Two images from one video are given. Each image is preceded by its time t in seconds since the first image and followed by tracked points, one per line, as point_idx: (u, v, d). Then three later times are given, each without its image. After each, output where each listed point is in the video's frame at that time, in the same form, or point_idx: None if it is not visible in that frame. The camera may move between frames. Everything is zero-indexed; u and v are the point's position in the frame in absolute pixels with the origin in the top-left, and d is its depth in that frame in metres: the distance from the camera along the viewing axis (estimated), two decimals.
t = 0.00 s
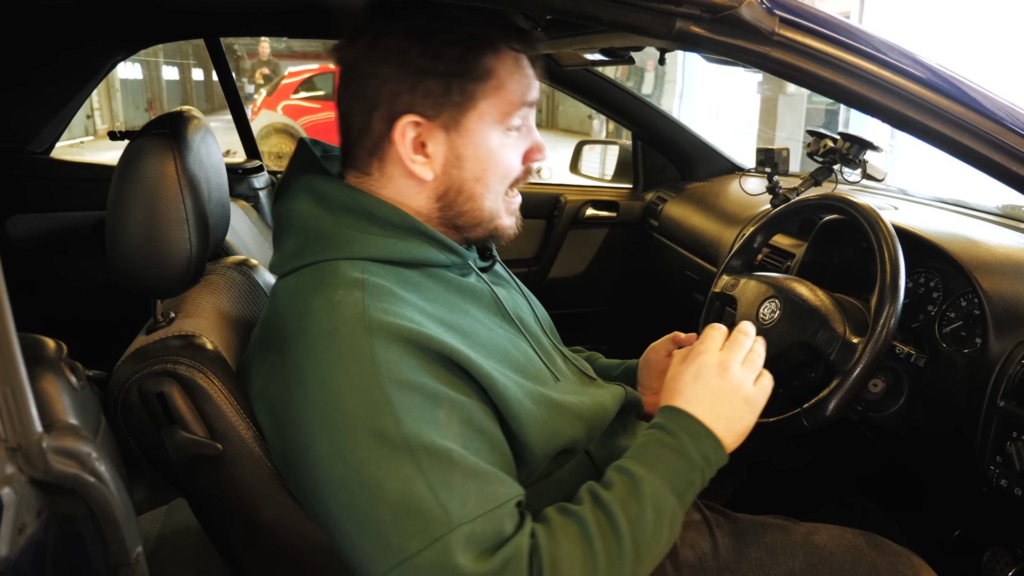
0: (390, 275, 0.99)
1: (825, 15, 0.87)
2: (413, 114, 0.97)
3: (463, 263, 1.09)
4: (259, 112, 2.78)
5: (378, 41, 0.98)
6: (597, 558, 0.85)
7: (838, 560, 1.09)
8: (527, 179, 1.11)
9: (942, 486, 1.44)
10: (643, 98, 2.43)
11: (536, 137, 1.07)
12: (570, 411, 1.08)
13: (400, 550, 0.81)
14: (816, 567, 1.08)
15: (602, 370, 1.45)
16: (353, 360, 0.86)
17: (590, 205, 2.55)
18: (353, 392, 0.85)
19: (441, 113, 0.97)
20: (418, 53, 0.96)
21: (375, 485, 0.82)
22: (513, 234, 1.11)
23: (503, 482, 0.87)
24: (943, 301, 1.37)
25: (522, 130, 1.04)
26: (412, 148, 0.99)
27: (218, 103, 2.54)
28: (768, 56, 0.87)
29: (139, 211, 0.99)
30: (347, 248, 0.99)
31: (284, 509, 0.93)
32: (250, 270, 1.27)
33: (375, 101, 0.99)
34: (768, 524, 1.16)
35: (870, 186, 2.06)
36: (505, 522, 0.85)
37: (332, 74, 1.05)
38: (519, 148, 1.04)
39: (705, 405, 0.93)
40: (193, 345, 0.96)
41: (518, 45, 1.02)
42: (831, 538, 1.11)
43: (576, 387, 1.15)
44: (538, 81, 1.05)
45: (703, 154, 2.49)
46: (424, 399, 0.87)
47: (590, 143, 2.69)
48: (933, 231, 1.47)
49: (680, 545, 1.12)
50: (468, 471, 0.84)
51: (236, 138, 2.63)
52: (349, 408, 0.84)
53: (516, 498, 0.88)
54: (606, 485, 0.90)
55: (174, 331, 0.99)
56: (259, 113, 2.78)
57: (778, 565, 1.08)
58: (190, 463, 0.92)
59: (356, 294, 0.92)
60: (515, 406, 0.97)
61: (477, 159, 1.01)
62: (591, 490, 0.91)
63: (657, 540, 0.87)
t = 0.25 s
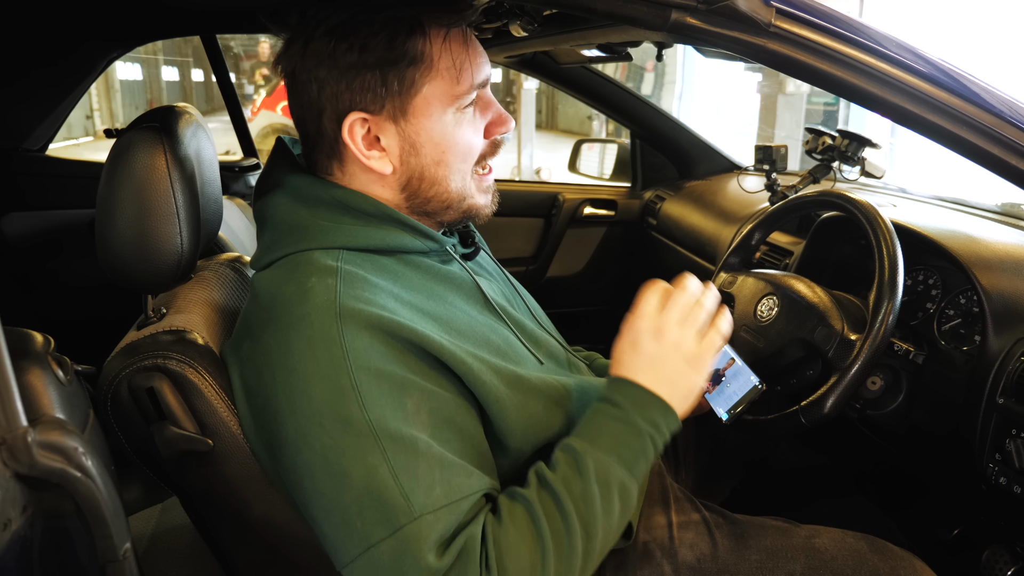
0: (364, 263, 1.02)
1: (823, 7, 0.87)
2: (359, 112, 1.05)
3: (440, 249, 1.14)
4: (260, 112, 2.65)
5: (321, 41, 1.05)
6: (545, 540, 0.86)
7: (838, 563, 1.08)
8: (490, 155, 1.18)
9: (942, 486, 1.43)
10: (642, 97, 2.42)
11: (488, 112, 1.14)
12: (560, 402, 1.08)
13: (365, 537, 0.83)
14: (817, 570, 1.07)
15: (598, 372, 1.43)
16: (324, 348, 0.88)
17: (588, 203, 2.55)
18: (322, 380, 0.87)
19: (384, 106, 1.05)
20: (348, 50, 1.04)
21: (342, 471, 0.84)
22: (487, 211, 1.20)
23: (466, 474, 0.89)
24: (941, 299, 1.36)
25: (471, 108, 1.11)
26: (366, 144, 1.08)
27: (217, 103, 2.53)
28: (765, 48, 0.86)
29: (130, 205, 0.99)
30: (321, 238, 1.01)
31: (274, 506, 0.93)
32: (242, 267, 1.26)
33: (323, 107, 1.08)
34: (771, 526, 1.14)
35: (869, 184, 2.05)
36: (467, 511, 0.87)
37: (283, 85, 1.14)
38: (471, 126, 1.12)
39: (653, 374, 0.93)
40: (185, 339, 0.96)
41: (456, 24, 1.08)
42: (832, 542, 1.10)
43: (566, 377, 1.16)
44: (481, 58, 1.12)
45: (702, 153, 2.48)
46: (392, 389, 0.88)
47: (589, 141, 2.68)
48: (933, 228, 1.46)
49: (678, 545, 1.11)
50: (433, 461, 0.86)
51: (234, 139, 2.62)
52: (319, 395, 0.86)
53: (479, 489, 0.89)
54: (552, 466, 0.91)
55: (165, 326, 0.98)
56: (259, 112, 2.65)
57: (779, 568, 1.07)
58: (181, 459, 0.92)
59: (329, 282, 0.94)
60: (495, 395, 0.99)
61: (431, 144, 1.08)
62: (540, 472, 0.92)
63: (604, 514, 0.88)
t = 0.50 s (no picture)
0: (365, 254, 1.02)
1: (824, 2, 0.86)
2: (359, 96, 1.04)
3: (439, 243, 1.13)
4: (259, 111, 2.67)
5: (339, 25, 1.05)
6: (553, 510, 0.88)
7: (837, 558, 1.07)
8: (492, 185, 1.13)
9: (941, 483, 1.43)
10: (642, 96, 2.42)
11: (498, 139, 1.09)
12: (557, 393, 1.08)
13: (377, 516, 0.83)
14: (815, 565, 1.07)
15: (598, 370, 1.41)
16: (329, 330, 0.88)
17: (587, 202, 2.54)
18: (327, 361, 0.87)
19: (384, 98, 1.03)
20: (368, 36, 1.02)
21: (348, 451, 0.84)
22: (477, 229, 1.14)
23: (471, 449, 0.90)
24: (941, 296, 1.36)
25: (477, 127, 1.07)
26: (359, 128, 1.06)
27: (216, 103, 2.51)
28: (765, 42, 0.86)
29: (125, 201, 0.98)
30: (318, 229, 1.01)
31: (272, 502, 0.92)
32: (239, 264, 1.26)
33: (331, 80, 1.07)
34: (769, 522, 1.14)
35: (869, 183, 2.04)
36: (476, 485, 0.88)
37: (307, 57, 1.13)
38: (473, 147, 1.07)
39: (629, 336, 0.98)
40: (181, 335, 0.95)
41: (490, 42, 1.06)
42: (830, 536, 1.10)
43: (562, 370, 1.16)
44: (503, 86, 1.08)
45: (701, 152, 2.48)
46: (398, 368, 0.89)
47: (589, 140, 2.62)
48: (932, 225, 1.46)
49: (676, 541, 1.11)
50: (440, 437, 0.87)
51: (234, 139, 2.60)
52: (325, 375, 0.86)
53: (485, 466, 0.91)
54: (549, 439, 0.94)
55: (161, 323, 0.97)
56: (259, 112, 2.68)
57: (777, 563, 1.07)
58: (177, 456, 0.91)
59: (331, 267, 0.95)
60: (494, 378, 1.00)
61: (422, 148, 1.05)
62: (537, 448, 0.94)
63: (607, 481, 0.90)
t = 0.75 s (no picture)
0: (356, 268, 1.03)
1: (821, 6, 0.86)
2: (298, 111, 1.09)
3: (431, 253, 1.14)
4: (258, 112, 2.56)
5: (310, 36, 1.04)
6: (533, 558, 0.85)
7: (836, 562, 1.07)
8: (457, 176, 1.07)
9: (940, 486, 1.43)
10: (642, 98, 2.42)
11: (449, 126, 1.05)
12: (550, 402, 1.08)
13: (345, 544, 0.82)
14: (814, 568, 1.06)
15: (598, 373, 1.40)
16: (313, 350, 0.88)
17: (586, 204, 2.54)
18: (308, 382, 0.86)
19: (320, 108, 1.07)
20: (297, 53, 1.07)
21: (323, 476, 0.83)
22: (447, 226, 1.09)
23: (452, 481, 0.87)
24: (940, 299, 1.36)
25: (415, 119, 1.05)
26: (309, 142, 1.10)
27: (215, 103, 2.50)
28: (764, 46, 0.86)
29: (124, 204, 0.98)
30: (304, 240, 1.02)
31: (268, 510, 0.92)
32: (238, 267, 1.26)
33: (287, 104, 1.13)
34: (768, 526, 1.14)
35: (867, 185, 2.04)
36: (452, 521, 0.85)
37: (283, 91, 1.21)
38: (413, 140, 1.04)
39: (661, 407, 0.94)
40: (179, 339, 0.95)
41: (414, 28, 1.04)
42: (829, 540, 1.10)
43: (559, 374, 1.16)
44: (436, 71, 1.05)
45: (700, 154, 2.48)
46: (379, 394, 0.88)
47: (587, 142, 2.63)
48: (932, 228, 1.45)
49: (675, 547, 1.11)
50: (417, 467, 0.85)
51: (232, 140, 2.60)
52: (304, 398, 0.86)
53: (468, 497, 0.88)
54: (553, 490, 0.90)
55: (159, 326, 0.97)
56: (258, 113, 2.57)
57: (776, 567, 1.07)
58: (174, 460, 0.91)
59: (323, 284, 0.94)
60: (484, 396, 0.98)
61: (362, 152, 1.05)
62: (537, 496, 0.91)
63: (596, 531, 0.86)
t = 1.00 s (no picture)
0: (352, 275, 1.04)
1: (820, 11, 0.87)
2: (287, 122, 1.10)
3: (427, 259, 1.15)
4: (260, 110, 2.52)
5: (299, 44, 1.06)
6: None
7: (835, 563, 1.07)
8: (445, 188, 1.07)
9: (939, 487, 1.43)
10: (641, 99, 2.42)
11: (434, 139, 1.05)
12: (547, 406, 1.08)
13: (328, 552, 0.82)
14: (813, 569, 1.07)
15: (598, 376, 1.41)
16: (304, 359, 0.89)
17: (586, 205, 2.54)
18: (298, 390, 0.87)
19: (306, 120, 1.08)
20: (283, 62, 1.08)
21: (309, 484, 0.83)
22: (434, 237, 1.10)
23: (439, 493, 0.87)
24: (940, 301, 1.37)
25: (400, 133, 1.05)
26: (299, 151, 1.11)
27: (215, 104, 2.50)
28: (764, 51, 0.86)
29: (126, 207, 0.99)
30: (300, 248, 1.05)
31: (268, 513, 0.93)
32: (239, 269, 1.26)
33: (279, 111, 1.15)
34: (767, 527, 1.14)
35: (867, 187, 2.05)
36: (437, 533, 0.85)
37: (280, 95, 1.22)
38: (397, 154, 1.04)
39: (667, 433, 0.93)
40: (181, 342, 0.95)
41: (398, 39, 1.04)
42: (828, 541, 1.10)
43: (559, 376, 1.17)
44: (420, 82, 1.04)
45: (699, 155, 2.48)
46: (369, 404, 0.88)
47: (587, 143, 2.64)
48: (931, 231, 1.46)
49: (675, 548, 1.11)
50: (403, 479, 0.85)
51: (232, 141, 2.61)
52: (293, 406, 0.86)
53: (454, 508, 0.88)
54: (547, 509, 0.90)
55: (160, 329, 0.98)
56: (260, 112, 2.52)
57: (775, 568, 1.07)
58: (176, 463, 0.91)
59: (319, 293, 0.95)
60: (479, 403, 0.98)
61: (347, 163, 1.06)
62: (531, 515, 0.91)
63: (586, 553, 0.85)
